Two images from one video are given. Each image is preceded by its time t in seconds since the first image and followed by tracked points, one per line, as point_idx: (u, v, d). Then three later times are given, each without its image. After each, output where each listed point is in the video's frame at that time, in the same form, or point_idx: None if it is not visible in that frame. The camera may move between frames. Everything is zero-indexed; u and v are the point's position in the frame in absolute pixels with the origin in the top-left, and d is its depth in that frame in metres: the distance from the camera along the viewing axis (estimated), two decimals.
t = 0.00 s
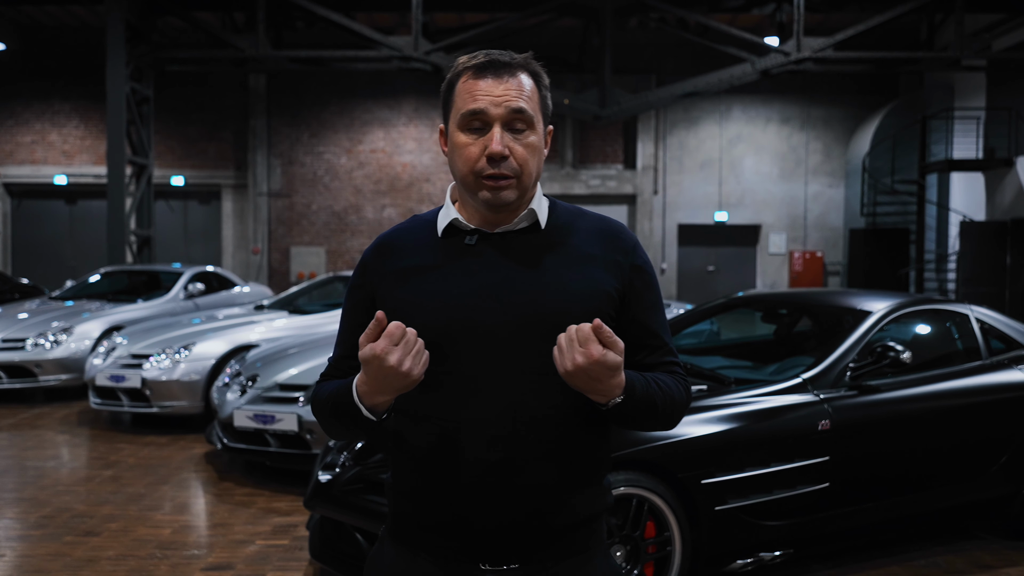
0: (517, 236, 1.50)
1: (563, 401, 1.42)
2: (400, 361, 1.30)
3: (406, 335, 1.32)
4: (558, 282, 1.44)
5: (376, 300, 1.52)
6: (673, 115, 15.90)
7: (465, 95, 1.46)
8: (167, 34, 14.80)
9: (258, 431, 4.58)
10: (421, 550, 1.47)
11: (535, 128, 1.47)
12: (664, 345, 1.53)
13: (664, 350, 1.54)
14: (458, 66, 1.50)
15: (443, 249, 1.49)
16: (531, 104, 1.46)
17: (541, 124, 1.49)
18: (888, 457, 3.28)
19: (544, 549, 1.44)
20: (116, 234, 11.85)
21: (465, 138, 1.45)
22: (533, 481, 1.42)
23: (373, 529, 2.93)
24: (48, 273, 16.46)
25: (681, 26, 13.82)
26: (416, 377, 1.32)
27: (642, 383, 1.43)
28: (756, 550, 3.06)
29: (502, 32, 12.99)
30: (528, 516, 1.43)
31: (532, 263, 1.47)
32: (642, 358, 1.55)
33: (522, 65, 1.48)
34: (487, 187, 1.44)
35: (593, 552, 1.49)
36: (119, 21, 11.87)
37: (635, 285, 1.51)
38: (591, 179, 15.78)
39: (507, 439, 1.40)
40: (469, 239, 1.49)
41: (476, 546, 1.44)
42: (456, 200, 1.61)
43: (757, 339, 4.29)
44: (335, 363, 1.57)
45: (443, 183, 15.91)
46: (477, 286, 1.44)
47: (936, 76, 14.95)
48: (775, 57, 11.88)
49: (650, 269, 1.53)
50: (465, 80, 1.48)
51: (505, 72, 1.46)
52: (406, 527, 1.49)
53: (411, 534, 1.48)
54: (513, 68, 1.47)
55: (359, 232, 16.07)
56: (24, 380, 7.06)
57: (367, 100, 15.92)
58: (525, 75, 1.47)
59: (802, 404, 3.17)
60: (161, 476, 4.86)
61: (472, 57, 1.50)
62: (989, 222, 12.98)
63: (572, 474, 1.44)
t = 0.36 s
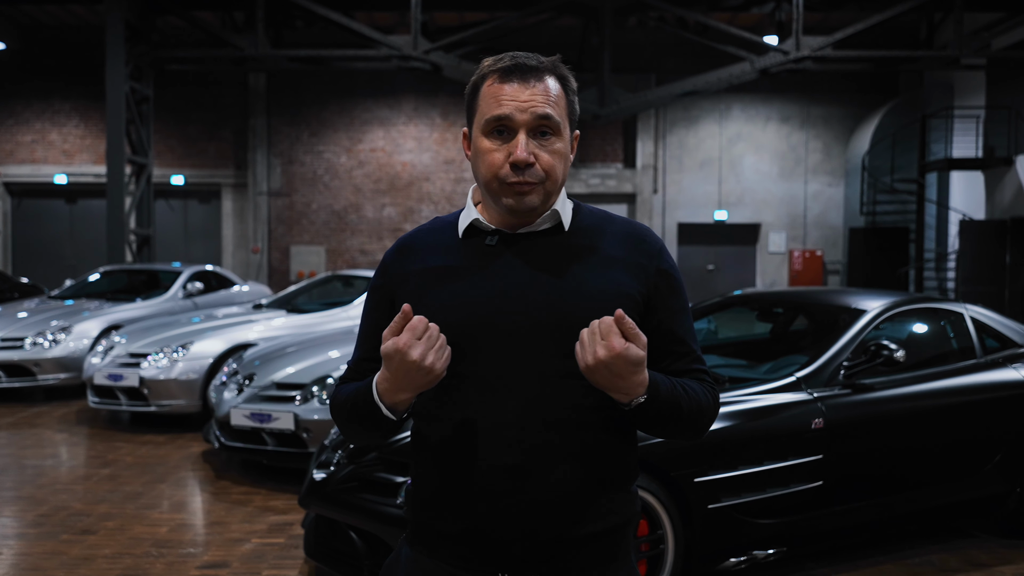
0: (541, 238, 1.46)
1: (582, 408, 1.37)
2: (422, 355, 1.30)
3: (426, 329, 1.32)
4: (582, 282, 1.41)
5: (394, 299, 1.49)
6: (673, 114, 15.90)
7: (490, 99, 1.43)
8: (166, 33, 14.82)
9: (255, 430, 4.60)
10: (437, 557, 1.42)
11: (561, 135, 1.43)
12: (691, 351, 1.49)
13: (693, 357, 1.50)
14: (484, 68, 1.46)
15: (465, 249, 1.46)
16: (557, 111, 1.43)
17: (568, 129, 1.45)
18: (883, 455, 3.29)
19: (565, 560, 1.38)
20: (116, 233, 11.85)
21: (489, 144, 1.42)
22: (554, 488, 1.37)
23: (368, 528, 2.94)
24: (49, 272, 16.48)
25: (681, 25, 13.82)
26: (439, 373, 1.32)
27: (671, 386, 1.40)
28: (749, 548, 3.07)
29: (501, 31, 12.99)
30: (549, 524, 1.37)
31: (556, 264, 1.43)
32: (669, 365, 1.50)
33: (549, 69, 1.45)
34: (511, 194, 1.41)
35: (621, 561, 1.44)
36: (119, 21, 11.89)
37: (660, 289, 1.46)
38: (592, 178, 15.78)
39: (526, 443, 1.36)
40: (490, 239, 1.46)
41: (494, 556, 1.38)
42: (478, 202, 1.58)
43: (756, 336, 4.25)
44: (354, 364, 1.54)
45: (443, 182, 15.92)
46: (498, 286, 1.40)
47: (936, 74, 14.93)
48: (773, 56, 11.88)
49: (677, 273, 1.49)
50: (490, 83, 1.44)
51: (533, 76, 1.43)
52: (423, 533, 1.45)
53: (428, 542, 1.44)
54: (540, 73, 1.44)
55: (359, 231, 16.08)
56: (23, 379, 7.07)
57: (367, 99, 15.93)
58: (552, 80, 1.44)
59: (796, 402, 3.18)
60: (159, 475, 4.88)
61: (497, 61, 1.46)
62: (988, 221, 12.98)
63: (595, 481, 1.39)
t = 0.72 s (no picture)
0: (559, 245, 1.46)
1: (588, 418, 1.37)
2: (440, 382, 1.30)
3: (445, 353, 1.30)
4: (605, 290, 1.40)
5: (408, 300, 1.49)
6: (672, 112, 15.88)
7: (509, 102, 1.42)
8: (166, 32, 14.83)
9: (251, 428, 4.62)
10: (450, 561, 1.43)
11: (581, 137, 1.43)
12: (712, 362, 1.49)
13: (715, 369, 1.49)
14: (502, 70, 1.46)
15: (483, 255, 1.45)
16: (577, 114, 1.42)
17: (588, 133, 1.45)
18: (876, 453, 3.30)
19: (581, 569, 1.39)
20: (115, 232, 11.86)
21: (507, 148, 1.42)
22: (566, 497, 1.37)
23: (361, 526, 2.95)
24: (49, 271, 16.51)
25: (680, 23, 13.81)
26: (451, 399, 1.32)
27: (688, 404, 1.42)
28: (741, 546, 3.08)
29: (500, 30, 12.98)
30: (564, 532, 1.38)
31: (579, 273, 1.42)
32: (689, 376, 1.49)
33: (569, 71, 1.44)
34: (529, 200, 1.41)
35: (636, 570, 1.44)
36: (117, 20, 11.88)
37: (681, 299, 1.45)
38: (591, 177, 15.79)
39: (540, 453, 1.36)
40: (507, 245, 1.45)
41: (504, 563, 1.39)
42: (497, 202, 1.58)
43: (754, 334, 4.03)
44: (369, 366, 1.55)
45: (443, 181, 15.94)
46: (517, 294, 1.40)
47: (936, 73, 14.91)
48: (772, 54, 11.87)
49: (699, 282, 1.47)
50: (509, 85, 1.44)
51: (552, 78, 1.42)
52: (436, 537, 1.46)
53: (442, 546, 1.45)
54: (560, 74, 1.43)
55: (359, 230, 16.09)
56: (22, 377, 7.09)
57: (367, 98, 15.93)
58: (572, 81, 1.43)
59: (789, 401, 3.17)
60: (156, 473, 4.89)
61: (517, 61, 1.45)
62: (987, 219, 12.97)
63: (610, 491, 1.39)
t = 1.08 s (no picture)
0: (561, 243, 1.46)
1: (583, 417, 1.38)
2: (442, 386, 1.30)
3: (448, 358, 1.30)
4: (605, 291, 1.41)
5: (406, 293, 1.49)
6: (672, 110, 15.87)
7: (514, 94, 1.43)
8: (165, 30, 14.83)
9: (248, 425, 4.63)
10: (442, 557, 1.43)
11: (586, 130, 1.43)
12: (709, 365, 1.50)
13: (710, 372, 1.51)
14: (507, 63, 1.46)
15: (484, 250, 1.45)
16: (582, 106, 1.43)
17: (593, 126, 1.45)
18: (872, 451, 3.30)
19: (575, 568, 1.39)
20: (115, 229, 11.86)
21: (512, 140, 1.42)
22: (561, 496, 1.38)
23: (355, 524, 2.96)
24: (49, 268, 16.53)
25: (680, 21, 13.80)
26: (452, 401, 1.32)
27: (682, 408, 1.43)
28: (735, 543, 3.08)
29: (500, 28, 12.97)
30: (559, 531, 1.38)
31: (581, 274, 1.43)
32: (685, 377, 1.51)
33: (573, 64, 1.44)
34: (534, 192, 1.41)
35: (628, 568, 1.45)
36: (116, 18, 11.87)
37: (681, 301, 1.46)
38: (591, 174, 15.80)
39: (536, 451, 1.37)
40: (509, 242, 1.45)
41: (498, 560, 1.39)
42: (499, 197, 1.58)
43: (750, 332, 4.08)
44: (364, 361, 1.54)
45: (443, 178, 15.95)
46: (518, 292, 1.40)
47: (937, 70, 14.89)
48: (772, 52, 11.87)
49: (699, 284, 1.48)
50: (514, 78, 1.44)
51: (557, 70, 1.42)
52: (429, 534, 1.45)
53: (436, 542, 1.44)
54: (564, 67, 1.43)
55: (358, 227, 16.10)
56: (20, 375, 7.10)
57: (367, 96, 15.93)
58: (576, 74, 1.44)
59: (784, 398, 3.18)
60: (153, 470, 4.90)
61: (521, 54, 1.46)
62: (987, 217, 12.96)
63: (604, 491, 1.39)
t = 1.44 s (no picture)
0: (559, 234, 1.46)
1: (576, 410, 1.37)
2: (439, 356, 1.30)
3: (445, 331, 1.30)
4: (601, 282, 1.41)
5: (403, 283, 1.48)
6: (673, 106, 15.84)
7: (513, 80, 1.43)
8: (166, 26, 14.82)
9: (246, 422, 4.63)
10: (435, 547, 1.43)
11: (583, 118, 1.43)
12: (706, 356, 1.50)
13: (708, 363, 1.50)
14: (507, 54, 1.46)
15: (482, 240, 1.45)
16: (580, 93, 1.43)
17: (591, 115, 1.45)
18: (869, 446, 3.30)
19: (570, 559, 1.39)
20: (115, 226, 11.85)
21: (510, 126, 1.42)
22: (556, 488, 1.37)
23: (351, 520, 2.96)
24: (50, 265, 16.54)
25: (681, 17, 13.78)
26: (451, 375, 1.32)
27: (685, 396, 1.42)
28: (731, 539, 3.08)
29: (500, 24, 12.95)
30: (552, 521, 1.38)
31: (578, 264, 1.42)
32: (682, 369, 1.50)
33: (572, 53, 1.44)
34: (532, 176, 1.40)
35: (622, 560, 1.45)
36: (116, 14, 11.86)
37: (678, 292, 1.46)
38: (591, 171, 15.81)
39: (532, 441, 1.36)
40: (507, 232, 1.45)
41: (492, 550, 1.39)
42: (498, 188, 1.58)
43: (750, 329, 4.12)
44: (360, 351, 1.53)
45: (443, 175, 15.94)
46: (515, 282, 1.40)
47: (938, 67, 14.87)
48: (772, 48, 11.85)
49: (695, 276, 1.48)
50: (513, 67, 1.44)
51: (556, 59, 1.43)
52: (424, 524, 1.45)
53: (430, 532, 1.44)
54: (563, 55, 1.44)
55: (359, 224, 16.11)
56: (20, 371, 7.10)
57: (368, 92, 15.92)
58: (575, 63, 1.44)
59: (782, 394, 3.18)
60: (152, 465, 4.90)
61: (521, 46, 1.46)
62: (988, 214, 12.94)
63: (598, 482, 1.39)
